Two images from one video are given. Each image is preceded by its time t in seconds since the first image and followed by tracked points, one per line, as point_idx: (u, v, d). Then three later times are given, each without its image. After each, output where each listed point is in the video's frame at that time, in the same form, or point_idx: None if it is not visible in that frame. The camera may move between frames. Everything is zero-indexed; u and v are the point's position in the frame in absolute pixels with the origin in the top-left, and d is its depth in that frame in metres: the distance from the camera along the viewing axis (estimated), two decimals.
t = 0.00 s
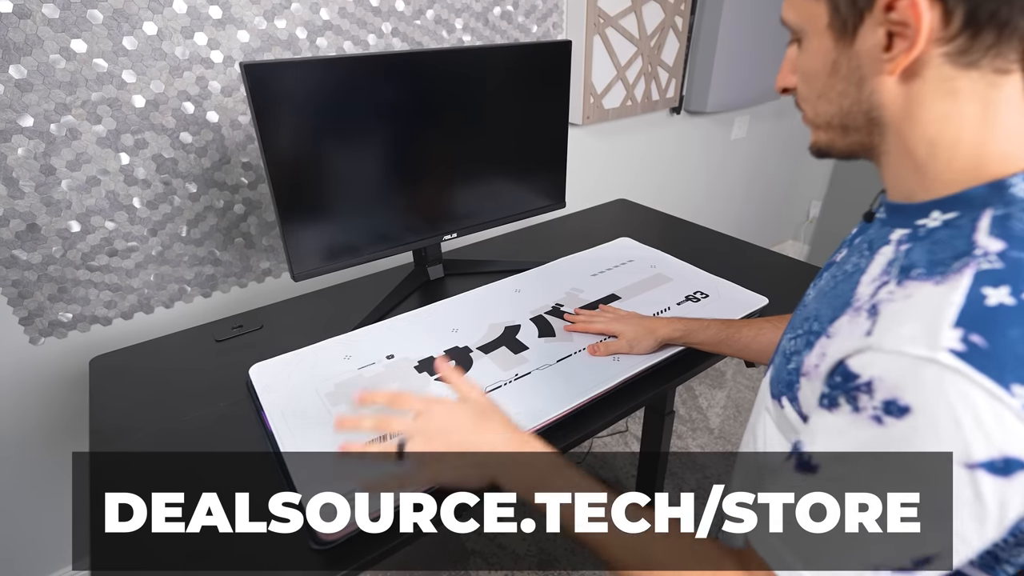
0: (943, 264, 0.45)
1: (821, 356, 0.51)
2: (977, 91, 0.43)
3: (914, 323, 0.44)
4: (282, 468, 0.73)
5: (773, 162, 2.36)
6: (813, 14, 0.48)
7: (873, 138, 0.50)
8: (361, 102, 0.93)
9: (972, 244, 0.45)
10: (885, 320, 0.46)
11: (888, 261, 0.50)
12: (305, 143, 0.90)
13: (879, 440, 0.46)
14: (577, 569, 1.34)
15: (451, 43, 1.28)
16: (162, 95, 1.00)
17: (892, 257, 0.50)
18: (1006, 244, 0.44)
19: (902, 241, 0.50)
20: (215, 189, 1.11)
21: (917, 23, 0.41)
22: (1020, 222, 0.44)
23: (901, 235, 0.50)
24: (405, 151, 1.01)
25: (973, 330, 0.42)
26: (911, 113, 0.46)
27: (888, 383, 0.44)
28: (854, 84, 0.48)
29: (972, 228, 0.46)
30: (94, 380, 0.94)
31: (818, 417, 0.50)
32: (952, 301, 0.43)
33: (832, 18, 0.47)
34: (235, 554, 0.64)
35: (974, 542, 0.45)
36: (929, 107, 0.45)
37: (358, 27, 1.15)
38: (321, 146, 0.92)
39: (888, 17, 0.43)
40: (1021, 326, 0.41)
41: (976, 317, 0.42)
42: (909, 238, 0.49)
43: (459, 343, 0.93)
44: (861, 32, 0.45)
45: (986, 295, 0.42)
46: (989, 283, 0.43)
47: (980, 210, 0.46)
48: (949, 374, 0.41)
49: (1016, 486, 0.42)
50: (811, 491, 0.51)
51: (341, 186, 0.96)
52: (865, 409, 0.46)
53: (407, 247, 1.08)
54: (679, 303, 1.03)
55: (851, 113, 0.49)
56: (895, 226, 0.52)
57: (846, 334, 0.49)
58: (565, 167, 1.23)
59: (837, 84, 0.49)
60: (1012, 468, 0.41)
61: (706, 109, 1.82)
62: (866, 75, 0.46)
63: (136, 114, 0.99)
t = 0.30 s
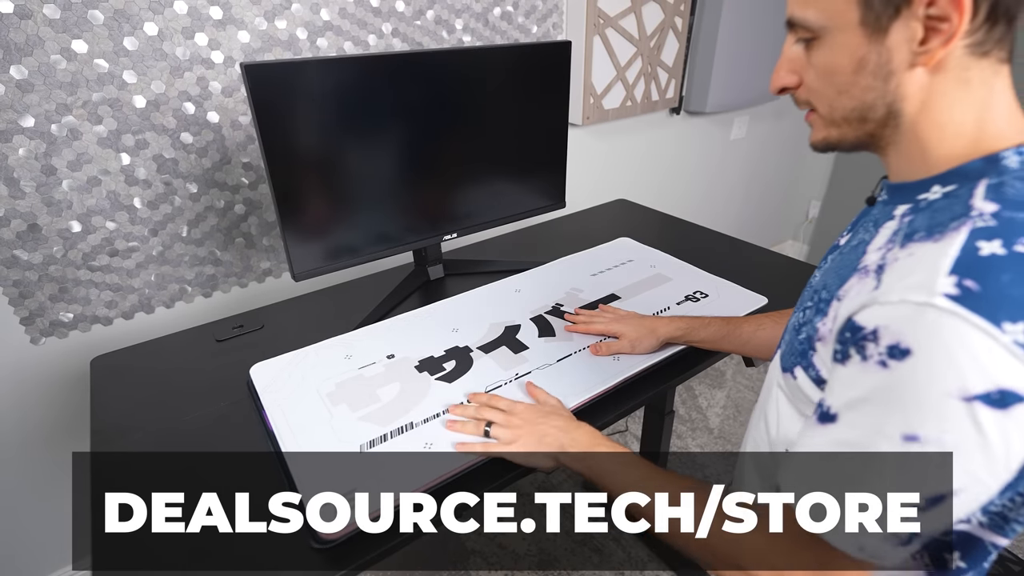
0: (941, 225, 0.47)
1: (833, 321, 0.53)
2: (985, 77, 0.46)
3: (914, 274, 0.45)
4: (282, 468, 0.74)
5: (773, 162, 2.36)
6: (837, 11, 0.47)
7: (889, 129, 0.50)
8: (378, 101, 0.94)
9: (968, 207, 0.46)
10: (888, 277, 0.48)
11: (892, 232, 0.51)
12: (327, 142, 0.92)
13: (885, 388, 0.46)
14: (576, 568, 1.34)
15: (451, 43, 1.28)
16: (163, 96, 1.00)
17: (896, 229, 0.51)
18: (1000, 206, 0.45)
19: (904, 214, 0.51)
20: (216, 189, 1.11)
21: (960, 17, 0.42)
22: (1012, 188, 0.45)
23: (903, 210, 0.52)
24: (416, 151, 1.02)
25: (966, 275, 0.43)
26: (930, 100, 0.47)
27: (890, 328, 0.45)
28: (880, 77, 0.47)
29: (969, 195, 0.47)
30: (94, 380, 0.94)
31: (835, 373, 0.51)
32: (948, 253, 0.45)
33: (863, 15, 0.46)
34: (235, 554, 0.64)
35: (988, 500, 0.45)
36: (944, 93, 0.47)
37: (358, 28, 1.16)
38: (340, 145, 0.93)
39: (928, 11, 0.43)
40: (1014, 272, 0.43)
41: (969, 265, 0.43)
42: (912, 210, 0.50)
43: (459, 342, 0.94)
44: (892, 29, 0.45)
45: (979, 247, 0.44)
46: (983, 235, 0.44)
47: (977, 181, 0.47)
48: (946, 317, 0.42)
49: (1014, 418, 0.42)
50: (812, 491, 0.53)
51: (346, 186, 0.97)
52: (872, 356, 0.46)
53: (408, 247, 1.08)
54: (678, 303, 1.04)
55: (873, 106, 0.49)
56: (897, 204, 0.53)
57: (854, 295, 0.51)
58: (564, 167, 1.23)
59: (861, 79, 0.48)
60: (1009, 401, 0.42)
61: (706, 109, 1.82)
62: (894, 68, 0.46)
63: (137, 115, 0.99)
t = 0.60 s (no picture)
0: (956, 203, 0.47)
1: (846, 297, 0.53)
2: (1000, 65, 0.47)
3: (931, 244, 0.45)
4: (282, 468, 0.74)
5: (772, 163, 2.36)
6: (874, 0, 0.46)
7: (910, 119, 0.50)
8: (390, 98, 0.96)
9: (982, 185, 0.46)
10: (903, 249, 0.48)
11: (904, 214, 0.51)
12: (330, 132, 0.92)
13: (899, 352, 0.45)
14: (576, 568, 1.34)
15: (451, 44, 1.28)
16: (164, 96, 1.00)
17: (909, 212, 0.51)
18: (1012, 183, 0.45)
19: (916, 200, 0.51)
20: (216, 190, 1.11)
21: (999, 8, 0.43)
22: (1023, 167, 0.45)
23: (915, 195, 0.51)
24: (420, 150, 1.02)
25: (982, 244, 0.43)
26: (954, 86, 0.48)
27: (908, 293, 0.45)
28: (914, 67, 0.47)
29: (980, 176, 0.47)
30: (95, 380, 0.94)
31: (848, 344, 0.50)
32: (965, 224, 0.45)
33: (904, 5, 0.45)
34: (235, 553, 0.65)
35: (1001, 473, 0.50)
36: (966, 80, 0.47)
37: (359, 28, 1.16)
38: (350, 139, 0.94)
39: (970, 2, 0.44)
40: None
41: (985, 235, 0.44)
42: (924, 195, 0.50)
43: (459, 342, 0.94)
44: (932, 19, 0.45)
45: (994, 219, 0.44)
46: (998, 208, 0.44)
47: (987, 163, 0.47)
48: (965, 281, 0.42)
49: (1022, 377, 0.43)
50: (811, 491, 0.52)
51: (349, 184, 0.97)
52: (889, 322, 0.46)
53: (408, 247, 1.08)
54: (678, 303, 1.04)
55: (903, 96, 0.49)
56: (907, 189, 0.53)
57: (868, 270, 0.51)
58: (564, 167, 1.23)
59: (894, 70, 0.48)
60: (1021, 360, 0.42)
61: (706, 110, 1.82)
62: (929, 57, 0.46)
63: (138, 115, 0.99)
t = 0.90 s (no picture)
0: (972, 222, 0.46)
1: (847, 298, 0.52)
2: None
3: (941, 261, 0.44)
4: (282, 467, 0.74)
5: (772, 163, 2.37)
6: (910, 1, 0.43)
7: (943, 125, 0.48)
8: (387, 99, 0.96)
9: (1003, 208, 0.44)
10: (911, 261, 0.47)
11: (918, 226, 0.50)
12: (324, 125, 0.91)
13: (883, 358, 0.44)
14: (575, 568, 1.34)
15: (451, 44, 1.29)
16: (165, 96, 1.01)
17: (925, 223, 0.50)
18: None
19: (935, 212, 0.49)
20: (217, 190, 1.11)
21: None
22: None
23: (934, 206, 0.50)
24: (422, 151, 1.03)
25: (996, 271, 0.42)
26: (997, 96, 0.45)
27: (911, 306, 0.44)
28: (946, 75, 0.44)
29: (1004, 196, 0.45)
30: (96, 380, 0.94)
31: (828, 344, 0.49)
32: (980, 247, 0.44)
33: (942, 8, 0.42)
34: (235, 553, 0.65)
35: (979, 490, 0.53)
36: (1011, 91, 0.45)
37: (359, 29, 1.16)
38: (344, 139, 0.94)
39: (1014, 8, 0.41)
40: None
41: (1001, 262, 0.42)
42: (942, 207, 0.49)
43: (459, 342, 0.94)
44: (970, 25, 0.42)
45: (1011, 247, 0.43)
46: (1014, 235, 0.43)
47: (1012, 181, 0.45)
48: (969, 304, 0.42)
49: (997, 412, 0.43)
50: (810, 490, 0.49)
51: (353, 185, 0.98)
52: (881, 329, 0.45)
53: (408, 247, 1.09)
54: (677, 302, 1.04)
55: (930, 105, 0.46)
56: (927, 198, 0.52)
57: (872, 277, 0.50)
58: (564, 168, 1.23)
59: (924, 77, 0.45)
60: (1001, 395, 0.43)
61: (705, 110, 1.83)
62: (962, 65, 0.44)
63: (139, 115, 0.99)
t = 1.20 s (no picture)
0: (931, 256, 0.46)
1: (806, 336, 0.52)
2: (989, 100, 0.43)
3: (895, 305, 0.45)
4: (283, 466, 0.74)
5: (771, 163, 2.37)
6: (826, 24, 0.45)
7: (884, 140, 0.48)
8: (378, 102, 0.95)
9: (960, 240, 0.45)
10: (867, 302, 0.47)
11: (885, 249, 0.50)
12: (308, 139, 0.91)
13: (849, 414, 0.45)
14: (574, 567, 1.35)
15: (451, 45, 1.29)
16: (165, 97, 1.01)
17: (889, 245, 0.50)
18: (991, 242, 0.44)
19: (900, 230, 0.50)
20: (218, 190, 1.12)
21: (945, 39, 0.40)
22: (1008, 221, 0.44)
23: (900, 223, 0.50)
24: (418, 151, 1.03)
25: (948, 315, 0.42)
26: (926, 116, 0.45)
27: (868, 359, 0.44)
28: (870, 93, 0.45)
29: (965, 224, 0.46)
30: (97, 380, 0.95)
31: (797, 395, 0.50)
32: (933, 289, 0.44)
33: (852, 30, 0.44)
34: (235, 552, 0.65)
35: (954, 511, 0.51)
36: (940, 110, 0.44)
37: (359, 29, 1.16)
38: (335, 145, 0.94)
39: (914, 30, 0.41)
40: (995, 316, 0.42)
41: (955, 304, 0.43)
42: (907, 227, 0.49)
43: (458, 342, 0.94)
44: (879, 46, 0.43)
45: (965, 286, 0.43)
46: (971, 274, 0.43)
47: (976, 209, 0.46)
48: (925, 353, 0.42)
49: (966, 455, 0.44)
50: (812, 492, 0.49)
51: (352, 187, 0.98)
52: (843, 382, 0.46)
53: (407, 247, 1.09)
54: (677, 302, 1.04)
55: (865, 121, 0.47)
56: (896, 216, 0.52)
57: (829, 316, 0.50)
58: (564, 168, 1.23)
59: (851, 94, 0.46)
60: (968, 441, 0.44)
61: (705, 110, 1.83)
62: (882, 85, 0.45)
63: (140, 116, 0.99)
